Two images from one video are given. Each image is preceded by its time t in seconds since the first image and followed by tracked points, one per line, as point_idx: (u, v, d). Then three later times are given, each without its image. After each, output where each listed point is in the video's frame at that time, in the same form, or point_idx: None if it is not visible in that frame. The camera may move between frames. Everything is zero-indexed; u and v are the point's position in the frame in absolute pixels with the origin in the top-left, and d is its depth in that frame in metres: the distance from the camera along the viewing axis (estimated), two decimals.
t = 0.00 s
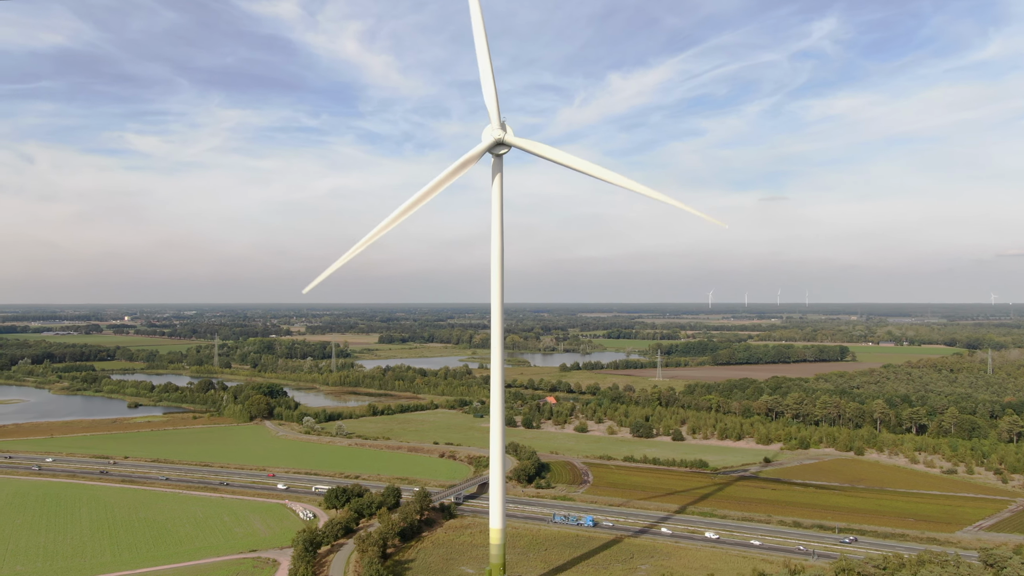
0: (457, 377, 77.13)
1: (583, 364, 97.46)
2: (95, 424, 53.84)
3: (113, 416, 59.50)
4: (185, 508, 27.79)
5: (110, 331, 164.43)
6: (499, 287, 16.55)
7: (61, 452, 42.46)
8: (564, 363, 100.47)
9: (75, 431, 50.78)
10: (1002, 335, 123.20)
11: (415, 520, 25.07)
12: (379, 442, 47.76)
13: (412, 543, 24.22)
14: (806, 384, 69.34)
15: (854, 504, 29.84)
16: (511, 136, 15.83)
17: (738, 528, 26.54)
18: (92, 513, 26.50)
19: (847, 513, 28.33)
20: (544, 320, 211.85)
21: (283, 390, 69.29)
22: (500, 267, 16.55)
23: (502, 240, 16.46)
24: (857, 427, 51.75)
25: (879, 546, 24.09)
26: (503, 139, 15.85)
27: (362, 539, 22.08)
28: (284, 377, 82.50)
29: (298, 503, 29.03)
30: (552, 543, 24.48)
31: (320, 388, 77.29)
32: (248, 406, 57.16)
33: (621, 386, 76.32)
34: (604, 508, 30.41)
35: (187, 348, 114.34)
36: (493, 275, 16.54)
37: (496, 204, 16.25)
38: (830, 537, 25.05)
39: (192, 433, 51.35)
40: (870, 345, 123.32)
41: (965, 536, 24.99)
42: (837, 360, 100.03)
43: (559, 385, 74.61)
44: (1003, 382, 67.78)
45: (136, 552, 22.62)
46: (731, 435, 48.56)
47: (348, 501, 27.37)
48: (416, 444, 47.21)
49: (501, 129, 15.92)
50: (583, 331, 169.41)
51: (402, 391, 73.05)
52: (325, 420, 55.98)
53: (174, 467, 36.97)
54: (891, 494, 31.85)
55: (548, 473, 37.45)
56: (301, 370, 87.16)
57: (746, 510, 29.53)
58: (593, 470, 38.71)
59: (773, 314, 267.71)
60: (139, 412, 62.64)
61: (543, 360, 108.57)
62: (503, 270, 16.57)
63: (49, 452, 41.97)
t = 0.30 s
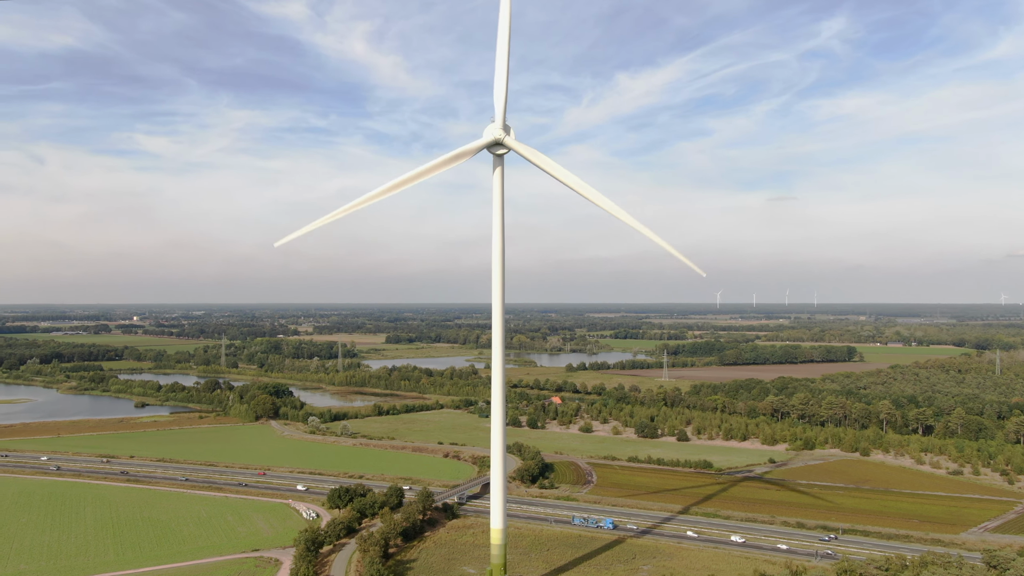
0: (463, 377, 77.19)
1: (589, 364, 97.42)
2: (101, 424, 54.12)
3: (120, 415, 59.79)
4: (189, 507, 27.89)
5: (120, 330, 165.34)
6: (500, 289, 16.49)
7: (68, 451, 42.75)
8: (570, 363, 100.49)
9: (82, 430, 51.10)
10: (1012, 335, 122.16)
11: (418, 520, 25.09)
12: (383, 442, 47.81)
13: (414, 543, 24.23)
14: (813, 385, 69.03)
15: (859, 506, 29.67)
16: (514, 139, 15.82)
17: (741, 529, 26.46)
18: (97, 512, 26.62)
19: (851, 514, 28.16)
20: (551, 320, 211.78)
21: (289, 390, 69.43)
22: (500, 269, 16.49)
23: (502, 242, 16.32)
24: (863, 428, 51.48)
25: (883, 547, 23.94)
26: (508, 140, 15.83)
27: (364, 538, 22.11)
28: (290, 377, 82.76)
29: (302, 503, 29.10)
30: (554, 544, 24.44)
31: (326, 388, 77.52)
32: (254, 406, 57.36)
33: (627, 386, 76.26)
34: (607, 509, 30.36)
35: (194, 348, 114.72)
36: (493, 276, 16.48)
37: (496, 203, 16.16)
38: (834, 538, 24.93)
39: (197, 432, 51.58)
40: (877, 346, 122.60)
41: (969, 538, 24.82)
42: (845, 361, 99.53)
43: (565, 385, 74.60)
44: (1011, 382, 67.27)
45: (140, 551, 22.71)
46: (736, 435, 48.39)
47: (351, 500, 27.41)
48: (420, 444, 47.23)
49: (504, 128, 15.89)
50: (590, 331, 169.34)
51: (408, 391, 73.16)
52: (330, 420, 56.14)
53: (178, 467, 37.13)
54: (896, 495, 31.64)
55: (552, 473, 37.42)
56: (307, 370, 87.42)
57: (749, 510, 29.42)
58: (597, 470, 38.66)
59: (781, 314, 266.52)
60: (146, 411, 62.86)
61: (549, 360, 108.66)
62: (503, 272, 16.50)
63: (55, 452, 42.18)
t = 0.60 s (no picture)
0: (469, 377, 77.22)
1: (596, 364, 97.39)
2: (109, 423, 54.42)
3: (127, 415, 60.10)
4: (193, 506, 28.00)
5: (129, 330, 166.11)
6: (501, 290, 16.60)
7: (74, 450, 43.01)
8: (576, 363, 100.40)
9: (90, 429, 51.41)
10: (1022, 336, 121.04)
11: (420, 520, 25.08)
12: (388, 442, 47.82)
13: (416, 542, 24.25)
14: (820, 385, 68.73)
15: (863, 507, 29.49)
16: (514, 143, 15.79)
17: (744, 529, 26.39)
18: (102, 511, 26.75)
19: (855, 516, 28.02)
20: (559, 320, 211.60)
21: (295, 390, 69.63)
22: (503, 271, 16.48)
23: (502, 243, 16.42)
24: (870, 429, 51.21)
25: (886, 548, 23.85)
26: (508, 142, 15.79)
27: (366, 538, 22.14)
28: (297, 377, 83.01)
29: (305, 502, 29.18)
30: (556, 544, 24.41)
31: (333, 388, 77.74)
32: (260, 405, 57.53)
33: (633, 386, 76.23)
34: (610, 509, 30.30)
35: (202, 348, 115.17)
36: (496, 277, 16.53)
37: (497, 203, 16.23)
38: (837, 539, 24.81)
39: (203, 432, 51.78)
40: (886, 346, 121.89)
41: (974, 539, 24.64)
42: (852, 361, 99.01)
43: (571, 385, 74.57)
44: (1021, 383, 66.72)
45: (143, 550, 22.80)
46: (741, 436, 48.21)
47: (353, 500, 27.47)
48: (425, 444, 47.27)
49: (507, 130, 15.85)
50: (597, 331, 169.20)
51: (414, 391, 73.26)
52: (336, 419, 56.28)
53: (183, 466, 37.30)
54: (901, 496, 31.44)
55: (556, 473, 37.39)
56: (314, 369, 87.67)
57: (753, 511, 29.31)
58: (601, 471, 38.62)
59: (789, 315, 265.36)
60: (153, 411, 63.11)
61: (556, 360, 108.75)
62: (503, 274, 16.57)
63: (62, 451, 42.44)
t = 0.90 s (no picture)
0: (475, 377, 77.25)
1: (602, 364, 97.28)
2: (116, 422, 54.80)
3: (134, 414, 60.47)
4: (198, 505, 28.11)
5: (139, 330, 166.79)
6: (501, 289, 16.57)
7: (80, 449, 43.22)
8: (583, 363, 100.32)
9: (97, 428, 51.77)
10: None
11: (423, 519, 25.11)
12: (393, 442, 47.77)
13: (419, 542, 24.28)
14: (826, 386, 68.40)
15: (868, 508, 29.32)
16: (512, 146, 15.81)
17: (748, 530, 26.29)
18: (106, 510, 26.88)
19: (859, 516, 27.89)
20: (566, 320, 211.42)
21: (301, 390, 69.82)
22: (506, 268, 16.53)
23: (503, 242, 16.46)
24: (876, 430, 50.92)
25: (890, 549, 23.70)
26: (506, 143, 15.78)
27: (368, 538, 22.17)
28: (304, 376, 83.33)
29: (308, 501, 29.27)
30: (559, 544, 24.39)
31: (339, 388, 77.95)
32: (266, 405, 57.72)
33: (639, 386, 76.18)
34: (614, 509, 30.25)
35: (209, 348, 115.58)
36: (497, 277, 16.54)
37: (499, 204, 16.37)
38: (841, 540, 24.69)
39: (209, 431, 51.99)
40: (894, 347, 121.26)
41: (979, 541, 24.49)
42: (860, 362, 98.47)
43: (576, 385, 74.55)
44: None
45: (147, 548, 22.92)
46: (746, 436, 48.02)
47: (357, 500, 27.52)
48: (429, 443, 47.28)
49: (507, 131, 15.86)
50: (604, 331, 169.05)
51: (420, 391, 73.34)
52: (341, 419, 56.43)
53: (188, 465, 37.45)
54: (906, 497, 31.25)
55: (560, 473, 37.37)
56: (321, 369, 87.93)
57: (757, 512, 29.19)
58: (605, 471, 38.58)
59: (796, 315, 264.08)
60: (160, 410, 63.43)
61: (562, 360, 108.74)
62: (507, 273, 16.59)
63: (68, 449, 42.75)
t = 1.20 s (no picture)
0: (481, 377, 77.30)
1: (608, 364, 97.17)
2: (124, 421, 55.14)
3: (141, 413, 60.84)
4: (202, 504, 28.22)
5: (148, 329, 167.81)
6: (503, 290, 16.60)
7: (87, 448, 43.49)
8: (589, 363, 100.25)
9: (104, 427, 52.11)
10: None
11: (426, 519, 25.13)
12: (399, 442, 47.69)
13: (421, 541, 24.31)
14: (833, 386, 68.09)
15: (873, 508, 29.17)
16: (511, 146, 15.81)
17: (752, 530, 26.18)
18: (111, 509, 27.05)
19: (863, 517, 27.75)
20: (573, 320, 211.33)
21: (307, 390, 70.04)
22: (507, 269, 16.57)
23: (505, 246, 16.47)
24: (882, 430, 50.65)
25: (895, 550, 23.56)
26: (505, 143, 15.79)
27: (370, 537, 22.20)
28: (310, 376, 83.63)
29: (312, 501, 29.37)
30: (562, 544, 24.35)
31: (345, 387, 78.20)
32: (272, 404, 57.92)
33: (645, 386, 76.10)
34: (617, 509, 30.19)
35: (217, 348, 116.11)
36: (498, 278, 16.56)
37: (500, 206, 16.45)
38: (845, 541, 24.56)
39: (216, 431, 52.23)
40: (902, 347, 120.68)
41: (984, 542, 24.31)
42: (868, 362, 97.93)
43: (582, 385, 74.50)
44: None
45: (151, 547, 23.05)
46: (752, 437, 47.86)
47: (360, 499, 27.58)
48: (434, 443, 47.28)
49: (509, 133, 15.85)
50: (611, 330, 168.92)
51: (426, 390, 73.43)
52: (347, 419, 56.60)
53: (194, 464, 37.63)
54: (912, 498, 31.05)
55: (564, 473, 37.34)
56: (327, 369, 88.22)
57: (762, 512, 29.04)
58: (609, 471, 38.55)
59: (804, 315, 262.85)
60: (167, 409, 63.81)
61: (568, 360, 108.74)
62: (508, 274, 16.61)
63: (75, 448, 43.08)
